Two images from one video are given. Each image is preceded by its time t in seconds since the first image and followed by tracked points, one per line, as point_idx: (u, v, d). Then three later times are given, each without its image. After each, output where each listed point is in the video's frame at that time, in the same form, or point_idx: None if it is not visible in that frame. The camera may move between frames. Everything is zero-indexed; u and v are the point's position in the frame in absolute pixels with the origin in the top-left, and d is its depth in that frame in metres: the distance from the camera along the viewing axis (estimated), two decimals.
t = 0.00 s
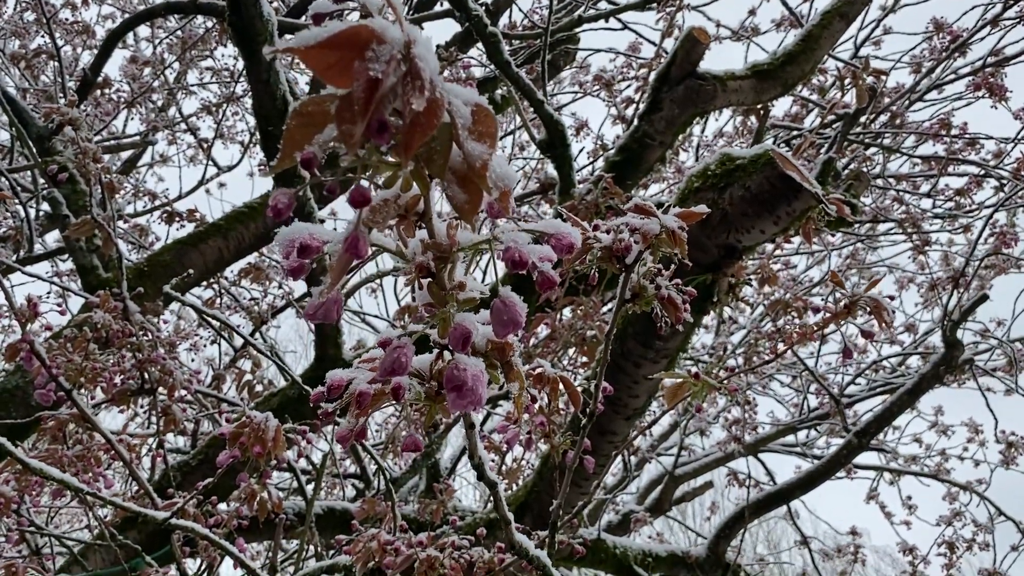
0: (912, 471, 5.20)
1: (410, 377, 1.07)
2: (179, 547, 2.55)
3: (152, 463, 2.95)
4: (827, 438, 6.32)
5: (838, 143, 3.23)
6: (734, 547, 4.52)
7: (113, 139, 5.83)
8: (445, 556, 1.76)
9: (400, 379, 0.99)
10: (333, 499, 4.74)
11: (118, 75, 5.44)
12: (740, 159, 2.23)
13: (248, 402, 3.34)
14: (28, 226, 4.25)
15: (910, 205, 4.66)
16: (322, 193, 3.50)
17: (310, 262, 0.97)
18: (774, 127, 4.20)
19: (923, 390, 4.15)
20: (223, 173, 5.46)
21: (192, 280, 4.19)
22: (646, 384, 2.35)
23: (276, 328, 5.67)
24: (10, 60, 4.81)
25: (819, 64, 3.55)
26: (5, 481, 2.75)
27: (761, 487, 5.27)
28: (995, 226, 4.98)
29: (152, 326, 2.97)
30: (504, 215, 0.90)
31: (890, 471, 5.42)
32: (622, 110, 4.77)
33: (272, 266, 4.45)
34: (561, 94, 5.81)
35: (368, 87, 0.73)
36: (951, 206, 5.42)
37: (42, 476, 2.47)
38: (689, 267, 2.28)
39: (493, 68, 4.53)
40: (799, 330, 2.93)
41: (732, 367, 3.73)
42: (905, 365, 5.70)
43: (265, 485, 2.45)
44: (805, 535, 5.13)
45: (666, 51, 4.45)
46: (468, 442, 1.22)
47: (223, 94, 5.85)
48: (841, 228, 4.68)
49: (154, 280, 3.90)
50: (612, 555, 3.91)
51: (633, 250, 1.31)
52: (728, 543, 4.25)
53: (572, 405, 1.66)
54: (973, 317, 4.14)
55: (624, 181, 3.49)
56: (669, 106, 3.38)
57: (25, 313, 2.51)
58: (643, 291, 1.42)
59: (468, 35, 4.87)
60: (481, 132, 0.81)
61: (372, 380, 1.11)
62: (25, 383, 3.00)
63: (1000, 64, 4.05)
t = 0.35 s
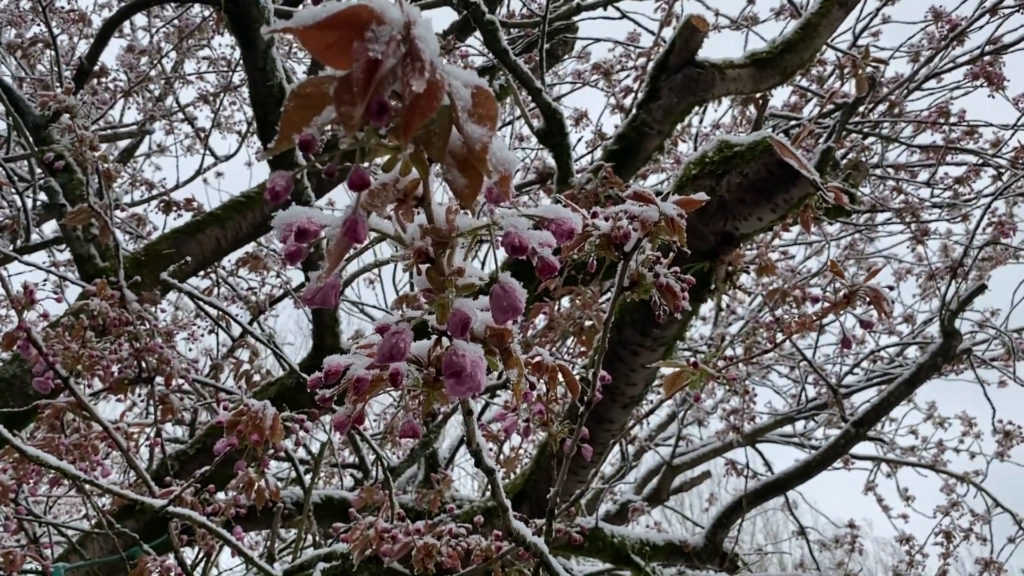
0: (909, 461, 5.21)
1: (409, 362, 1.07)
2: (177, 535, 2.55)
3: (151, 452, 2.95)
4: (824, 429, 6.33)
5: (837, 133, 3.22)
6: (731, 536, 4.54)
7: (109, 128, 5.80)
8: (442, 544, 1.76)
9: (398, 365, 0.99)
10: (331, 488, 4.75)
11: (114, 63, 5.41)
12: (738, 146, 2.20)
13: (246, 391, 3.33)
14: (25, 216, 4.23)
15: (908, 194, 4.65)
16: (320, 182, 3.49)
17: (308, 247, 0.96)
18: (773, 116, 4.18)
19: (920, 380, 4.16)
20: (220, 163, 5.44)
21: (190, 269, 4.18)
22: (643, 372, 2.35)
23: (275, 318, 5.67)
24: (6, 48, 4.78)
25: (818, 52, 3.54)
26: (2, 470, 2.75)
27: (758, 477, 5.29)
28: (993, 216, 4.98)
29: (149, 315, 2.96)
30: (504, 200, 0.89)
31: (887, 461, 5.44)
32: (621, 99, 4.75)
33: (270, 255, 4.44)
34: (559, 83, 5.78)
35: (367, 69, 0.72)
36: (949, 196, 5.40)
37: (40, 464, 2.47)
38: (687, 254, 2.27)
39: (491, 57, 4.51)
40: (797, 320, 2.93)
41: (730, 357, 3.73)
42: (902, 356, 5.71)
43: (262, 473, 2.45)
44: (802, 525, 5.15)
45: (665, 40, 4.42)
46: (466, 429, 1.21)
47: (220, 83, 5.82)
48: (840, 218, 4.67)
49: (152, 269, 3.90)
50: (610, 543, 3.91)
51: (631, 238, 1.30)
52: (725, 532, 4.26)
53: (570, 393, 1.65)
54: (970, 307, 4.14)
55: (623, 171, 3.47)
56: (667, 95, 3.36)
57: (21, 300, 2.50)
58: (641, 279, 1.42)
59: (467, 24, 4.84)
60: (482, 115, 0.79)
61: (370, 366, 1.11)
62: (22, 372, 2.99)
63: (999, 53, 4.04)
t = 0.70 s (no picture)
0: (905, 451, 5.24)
1: (403, 350, 1.07)
2: (173, 523, 2.56)
3: (147, 440, 2.95)
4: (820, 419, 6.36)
5: (833, 122, 3.22)
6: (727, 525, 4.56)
7: (105, 117, 5.78)
8: (437, 531, 1.77)
9: (391, 352, 0.99)
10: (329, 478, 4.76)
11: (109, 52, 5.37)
12: (734, 134, 2.20)
13: (243, 380, 3.33)
14: (21, 205, 4.22)
15: (905, 184, 4.65)
16: (316, 171, 3.48)
17: (300, 233, 0.95)
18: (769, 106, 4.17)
19: (915, 370, 4.17)
20: (217, 152, 5.42)
21: (186, 259, 4.18)
22: (638, 361, 2.35)
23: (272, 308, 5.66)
24: None
25: (814, 41, 3.53)
26: None
27: (754, 466, 5.31)
28: (989, 206, 4.98)
29: (145, 304, 2.95)
30: (499, 187, 0.86)
31: (883, 451, 5.47)
32: (618, 89, 4.73)
33: (266, 245, 4.43)
34: (557, 73, 5.76)
35: (360, 53, 0.71)
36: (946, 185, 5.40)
37: (35, 452, 2.47)
38: (682, 242, 2.26)
39: (488, 46, 4.49)
40: (792, 310, 2.94)
41: (726, 346, 3.73)
42: (898, 346, 5.72)
43: (259, 462, 2.45)
44: (798, 514, 5.18)
45: (662, 29, 4.41)
46: (460, 415, 1.21)
47: (216, 72, 5.79)
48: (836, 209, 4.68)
49: (148, 258, 3.89)
50: (606, 532, 3.93)
51: (626, 226, 1.28)
52: (721, 521, 4.29)
53: (564, 383, 1.64)
54: (966, 297, 4.15)
55: (619, 161, 3.47)
56: (663, 84, 3.36)
57: (15, 288, 2.49)
58: (636, 267, 1.41)
59: (463, 13, 4.81)
60: (476, 102, 0.79)
61: (363, 353, 1.10)
62: (19, 361, 2.99)
63: (996, 42, 4.03)
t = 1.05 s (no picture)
0: (900, 440, 5.26)
1: (392, 336, 1.07)
2: (170, 511, 2.57)
3: (143, 429, 2.96)
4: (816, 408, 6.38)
5: (829, 112, 3.21)
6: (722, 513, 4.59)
7: (100, 106, 5.74)
8: (432, 517, 1.77)
9: (379, 339, 0.99)
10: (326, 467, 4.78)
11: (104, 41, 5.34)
12: (729, 122, 2.20)
13: (239, 369, 3.34)
14: (16, 194, 4.20)
15: (901, 174, 4.65)
16: (311, 159, 3.47)
17: (287, 220, 0.96)
18: (766, 95, 4.16)
19: (911, 359, 4.19)
20: (213, 142, 5.40)
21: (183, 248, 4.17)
22: (633, 349, 2.35)
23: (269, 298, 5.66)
24: None
25: (811, 30, 3.48)
26: None
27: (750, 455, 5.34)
28: (985, 196, 4.98)
29: (140, 293, 2.95)
30: (482, 173, 0.86)
31: (878, 439, 5.49)
32: (615, 78, 4.72)
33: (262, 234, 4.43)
34: (554, 62, 5.73)
35: (338, 38, 0.71)
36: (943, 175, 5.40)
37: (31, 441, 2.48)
38: (677, 231, 2.27)
39: (484, 35, 4.46)
40: (787, 298, 2.95)
41: (722, 336, 3.74)
42: (895, 335, 5.74)
43: (255, 450, 2.46)
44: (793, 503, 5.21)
45: (659, 18, 4.39)
46: (453, 401, 1.21)
47: (212, 61, 5.76)
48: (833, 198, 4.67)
49: (143, 247, 3.88)
50: (602, 521, 3.96)
51: (621, 212, 1.28)
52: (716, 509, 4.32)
53: (559, 370, 1.66)
54: (962, 286, 4.16)
55: (615, 150, 3.46)
56: (660, 73, 3.36)
57: (9, 276, 2.49)
58: (630, 254, 1.41)
59: (459, 1, 4.79)
60: (457, 86, 0.78)
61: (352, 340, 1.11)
62: (14, 350, 2.99)
63: (993, 32, 4.01)
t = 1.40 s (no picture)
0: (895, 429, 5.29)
1: (383, 320, 1.07)
2: (166, 500, 2.57)
3: (139, 418, 2.96)
4: (811, 398, 6.41)
5: (825, 101, 3.20)
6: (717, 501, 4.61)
7: (95, 94, 5.70)
8: (426, 504, 1.78)
9: (370, 321, 1.00)
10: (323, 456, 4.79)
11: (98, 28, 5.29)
12: (723, 110, 2.17)
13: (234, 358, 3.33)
14: (10, 183, 4.18)
15: (897, 164, 4.65)
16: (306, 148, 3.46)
17: (276, 203, 0.95)
18: (763, 85, 4.15)
19: (906, 349, 4.20)
20: (208, 131, 5.37)
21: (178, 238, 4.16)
22: (628, 338, 2.36)
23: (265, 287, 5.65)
24: None
25: (807, 19, 3.48)
26: None
27: (745, 444, 5.36)
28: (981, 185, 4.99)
29: (134, 282, 2.94)
30: (470, 152, 0.87)
31: (873, 428, 5.52)
32: (611, 67, 4.70)
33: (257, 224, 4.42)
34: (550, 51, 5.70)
35: (325, 16, 0.71)
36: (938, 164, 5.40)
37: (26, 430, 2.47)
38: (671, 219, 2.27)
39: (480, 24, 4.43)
40: (781, 287, 2.96)
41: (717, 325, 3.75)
42: (891, 325, 5.75)
43: (250, 438, 2.46)
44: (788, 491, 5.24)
45: (655, 6, 4.37)
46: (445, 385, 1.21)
47: (207, 49, 5.72)
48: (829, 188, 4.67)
49: (138, 236, 3.86)
50: (598, 510, 3.98)
51: (613, 199, 1.29)
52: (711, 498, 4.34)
53: (554, 358, 1.67)
54: (957, 276, 4.17)
55: (611, 139, 3.45)
56: (655, 62, 3.34)
57: (3, 265, 2.47)
58: (623, 241, 1.42)
59: None
60: (445, 65, 0.78)
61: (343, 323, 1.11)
62: (9, 339, 2.98)
63: (991, 21, 4.00)
